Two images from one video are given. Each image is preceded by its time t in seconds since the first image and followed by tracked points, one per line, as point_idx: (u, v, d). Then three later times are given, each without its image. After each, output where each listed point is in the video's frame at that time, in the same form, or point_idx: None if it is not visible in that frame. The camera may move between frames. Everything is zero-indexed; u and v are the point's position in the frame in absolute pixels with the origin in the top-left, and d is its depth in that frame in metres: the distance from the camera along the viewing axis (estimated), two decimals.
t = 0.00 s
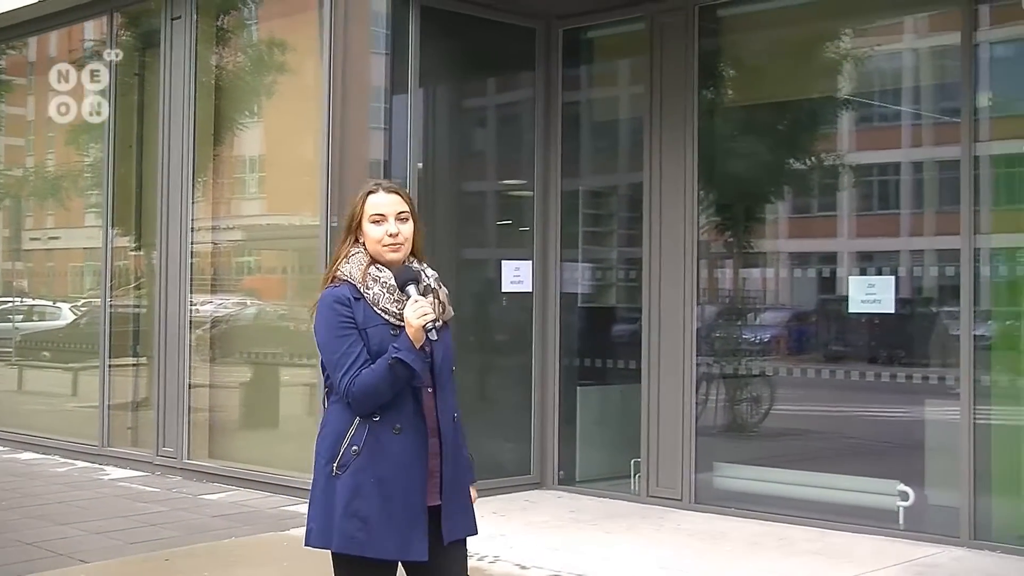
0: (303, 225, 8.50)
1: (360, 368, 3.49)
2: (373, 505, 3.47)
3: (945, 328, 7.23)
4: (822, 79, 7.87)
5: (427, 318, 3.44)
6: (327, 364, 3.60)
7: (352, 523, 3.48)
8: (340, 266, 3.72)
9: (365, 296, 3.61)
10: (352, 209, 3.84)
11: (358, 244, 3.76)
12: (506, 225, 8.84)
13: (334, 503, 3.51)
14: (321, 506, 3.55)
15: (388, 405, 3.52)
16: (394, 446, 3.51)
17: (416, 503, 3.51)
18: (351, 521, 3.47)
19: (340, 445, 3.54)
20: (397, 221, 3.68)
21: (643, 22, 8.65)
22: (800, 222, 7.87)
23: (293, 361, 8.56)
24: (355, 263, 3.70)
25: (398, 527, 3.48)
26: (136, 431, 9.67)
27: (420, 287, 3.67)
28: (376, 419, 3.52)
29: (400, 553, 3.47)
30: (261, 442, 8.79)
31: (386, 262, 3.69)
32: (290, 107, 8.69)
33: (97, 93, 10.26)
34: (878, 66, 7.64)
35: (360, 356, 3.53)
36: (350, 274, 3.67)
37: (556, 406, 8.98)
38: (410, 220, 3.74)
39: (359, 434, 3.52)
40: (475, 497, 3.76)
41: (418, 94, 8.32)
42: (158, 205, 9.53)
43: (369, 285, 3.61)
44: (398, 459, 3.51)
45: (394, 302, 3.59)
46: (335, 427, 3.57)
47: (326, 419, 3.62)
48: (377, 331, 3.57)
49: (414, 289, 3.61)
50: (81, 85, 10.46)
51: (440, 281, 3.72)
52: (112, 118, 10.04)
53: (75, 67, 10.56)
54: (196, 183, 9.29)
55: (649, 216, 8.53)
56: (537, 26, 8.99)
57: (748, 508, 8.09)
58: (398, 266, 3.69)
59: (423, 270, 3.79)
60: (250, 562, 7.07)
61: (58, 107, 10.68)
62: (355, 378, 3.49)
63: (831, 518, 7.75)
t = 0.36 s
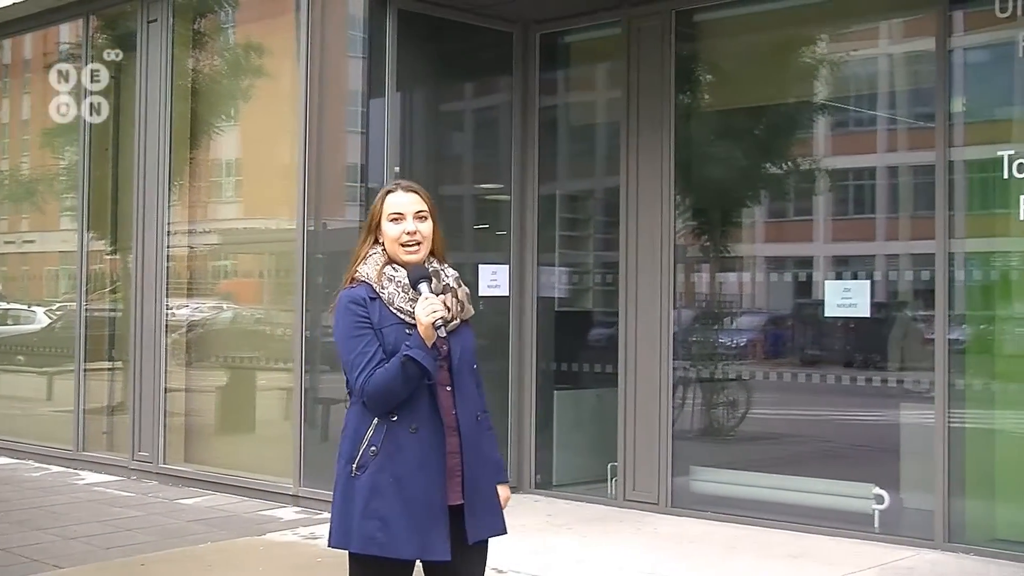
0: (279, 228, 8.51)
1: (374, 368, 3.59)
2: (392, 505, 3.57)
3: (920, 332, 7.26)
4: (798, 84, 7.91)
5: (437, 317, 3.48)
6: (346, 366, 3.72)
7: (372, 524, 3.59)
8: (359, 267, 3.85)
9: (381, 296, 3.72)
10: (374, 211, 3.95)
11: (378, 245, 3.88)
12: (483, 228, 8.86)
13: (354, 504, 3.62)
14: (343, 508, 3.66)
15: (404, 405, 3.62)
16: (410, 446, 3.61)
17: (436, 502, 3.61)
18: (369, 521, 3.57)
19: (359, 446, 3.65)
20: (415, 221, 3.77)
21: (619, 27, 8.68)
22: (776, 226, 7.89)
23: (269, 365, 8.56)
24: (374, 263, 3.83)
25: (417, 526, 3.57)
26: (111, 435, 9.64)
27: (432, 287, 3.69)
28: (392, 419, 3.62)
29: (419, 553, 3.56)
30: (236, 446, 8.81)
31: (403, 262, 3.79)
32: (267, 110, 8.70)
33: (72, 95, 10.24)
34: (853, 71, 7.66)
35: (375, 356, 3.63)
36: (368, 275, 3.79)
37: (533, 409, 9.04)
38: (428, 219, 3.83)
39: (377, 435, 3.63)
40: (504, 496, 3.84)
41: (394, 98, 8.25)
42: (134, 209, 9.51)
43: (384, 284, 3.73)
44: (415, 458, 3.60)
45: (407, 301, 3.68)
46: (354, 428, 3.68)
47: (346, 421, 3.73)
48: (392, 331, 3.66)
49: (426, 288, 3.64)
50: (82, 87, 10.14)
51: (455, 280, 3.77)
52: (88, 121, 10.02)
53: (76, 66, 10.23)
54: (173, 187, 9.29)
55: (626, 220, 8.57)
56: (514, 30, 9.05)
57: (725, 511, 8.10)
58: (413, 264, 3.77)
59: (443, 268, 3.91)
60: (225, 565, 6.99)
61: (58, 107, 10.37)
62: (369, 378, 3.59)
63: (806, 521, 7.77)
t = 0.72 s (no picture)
0: (250, 234, 8.49)
1: (397, 373, 3.55)
2: (417, 511, 3.54)
3: (889, 338, 7.30)
4: (769, 92, 7.93)
5: (457, 320, 3.44)
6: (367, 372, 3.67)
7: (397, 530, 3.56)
8: (379, 275, 3.79)
9: (402, 302, 3.67)
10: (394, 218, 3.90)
11: (399, 252, 3.83)
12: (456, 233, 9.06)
13: (379, 511, 3.60)
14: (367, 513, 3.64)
15: (427, 411, 3.58)
16: (434, 451, 3.57)
17: (462, 507, 3.58)
18: (395, 528, 3.55)
19: (383, 452, 3.61)
20: (437, 228, 3.72)
21: (591, 34, 8.71)
22: (746, 233, 7.93)
23: (240, 371, 8.55)
24: (394, 270, 3.77)
25: (443, 531, 3.54)
26: (80, 442, 9.60)
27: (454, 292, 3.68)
28: (416, 424, 3.58)
29: (446, 558, 3.53)
30: (208, 452, 8.80)
31: (424, 269, 3.74)
32: (239, 116, 8.68)
33: (42, 100, 10.22)
34: (823, 78, 7.71)
35: (398, 361, 3.58)
36: (389, 282, 3.74)
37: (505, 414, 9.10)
38: (450, 227, 3.78)
39: (400, 441, 3.59)
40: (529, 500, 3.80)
41: (366, 104, 8.26)
42: (104, 214, 9.49)
43: (406, 291, 3.68)
44: (440, 463, 3.57)
45: (429, 306, 3.64)
46: (378, 434, 3.65)
47: (369, 426, 3.70)
48: (414, 337, 3.61)
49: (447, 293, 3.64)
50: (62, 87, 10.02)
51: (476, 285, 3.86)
52: (57, 126, 10.00)
53: (79, 67, 9.90)
54: (143, 192, 9.26)
55: (597, 227, 8.59)
56: (486, 36, 9.07)
57: (695, 517, 8.12)
58: (434, 271, 3.72)
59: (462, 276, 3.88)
60: (194, 571, 6.91)
61: (59, 107, 10.02)
62: (392, 384, 3.55)
63: (775, 526, 7.80)
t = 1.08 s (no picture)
0: (221, 240, 8.48)
1: (397, 379, 3.63)
2: (410, 516, 3.64)
3: (859, 344, 7.33)
4: (739, 98, 7.97)
5: (461, 330, 3.54)
6: (366, 374, 3.75)
7: (389, 533, 3.66)
8: (385, 278, 3.88)
9: (406, 308, 3.75)
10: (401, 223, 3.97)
11: (405, 257, 3.90)
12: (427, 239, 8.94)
13: (373, 513, 3.69)
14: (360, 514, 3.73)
15: (426, 417, 3.67)
16: (430, 458, 3.66)
17: (454, 515, 3.67)
18: (388, 531, 3.65)
19: (379, 455, 3.70)
20: (444, 237, 3.81)
21: (563, 40, 8.72)
22: (717, 238, 7.95)
23: (211, 377, 8.53)
24: (400, 275, 3.85)
25: (433, 538, 3.64)
26: (48, 448, 9.56)
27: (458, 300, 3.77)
28: (413, 430, 3.67)
29: (436, 564, 3.63)
30: (177, 458, 8.77)
31: (430, 276, 3.82)
32: (210, 120, 8.66)
33: (11, 103, 10.18)
34: (794, 85, 7.74)
35: (399, 366, 3.66)
36: (394, 286, 3.82)
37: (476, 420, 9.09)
38: (456, 236, 3.87)
39: (397, 445, 3.68)
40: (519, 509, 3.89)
41: (337, 109, 8.23)
42: (74, 219, 9.46)
43: (411, 297, 3.76)
44: (435, 470, 3.66)
45: (434, 314, 3.73)
46: (375, 437, 3.73)
47: (366, 428, 3.78)
48: (416, 343, 3.71)
49: (452, 301, 3.74)
50: (34, 90, 9.99)
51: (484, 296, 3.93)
52: (26, 130, 9.97)
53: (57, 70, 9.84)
54: (112, 196, 9.24)
55: (569, 233, 8.60)
56: (457, 41, 9.06)
57: (665, 522, 8.14)
58: (439, 278, 3.81)
59: (465, 283, 3.96)
60: None
61: (57, 107, 9.77)
62: (391, 389, 3.63)
63: (744, 531, 7.82)
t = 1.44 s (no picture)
0: (189, 245, 8.45)
1: (387, 385, 3.64)
2: (398, 522, 3.67)
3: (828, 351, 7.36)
4: (708, 105, 7.98)
5: (456, 336, 3.53)
6: (354, 379, 3.76)
7: (377, 539, 3.69)
8: (373, 282, 3.88)
9: (397, 313, 3.76)
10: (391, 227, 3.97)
11: (394, 261, 3.91)
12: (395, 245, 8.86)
13: (360, 519, 3.72)
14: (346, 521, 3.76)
15: (415, 423, 3.69)
16: (418, 464, 3.69)
17: (442, 522, 3.70)
18: (375, 538, 3.68)
19: (366, 461, 3.73)
20: (435, 243, 3.81)
21: (532, 46, 8.74)
22: (686, 245, 7.97)
23: (179, 383, 8.50)
24: (389, 279, 3.86)
25: (421, 545, 3.66)
26: (14, 455, 9.52)
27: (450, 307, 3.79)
28: (401, 437, 3.70)
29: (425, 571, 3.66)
30: (144, 465, 8.74)
31: (419, 281, 3.82)
32: (178, 126, 8.63)
33: None
34: (762, 92, 7.78)
35: (388, 372, 3.67)
36: (383, 290, 3.83)
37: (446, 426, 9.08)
38: (447, 243, 3.87)
39: (385, 451, 3.71)
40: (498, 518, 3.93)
41: (307, 115, 8.21)
42: (41, 224, 9.43)
43: (402, 302, 3.77)
44: (424, 477, 3.69)
45: (425, 320, 3.74)
46: (362, 443, 3.76)
47: (352, 434, 3.81)
48: (406, 348, 3.72)
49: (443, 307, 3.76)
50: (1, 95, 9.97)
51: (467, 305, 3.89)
52: None
53: (24, 75, 9.84)
54: (80, 202, 9.21)
55: (538, 239, 8.61)
56: (426, 47, 9.05)
57: (634, 529, 8.14)
58: (430, 284, 3.82)
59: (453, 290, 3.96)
60: None
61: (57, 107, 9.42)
62: (381, 394, 3.64)
63: (711, 537, 7.85)
